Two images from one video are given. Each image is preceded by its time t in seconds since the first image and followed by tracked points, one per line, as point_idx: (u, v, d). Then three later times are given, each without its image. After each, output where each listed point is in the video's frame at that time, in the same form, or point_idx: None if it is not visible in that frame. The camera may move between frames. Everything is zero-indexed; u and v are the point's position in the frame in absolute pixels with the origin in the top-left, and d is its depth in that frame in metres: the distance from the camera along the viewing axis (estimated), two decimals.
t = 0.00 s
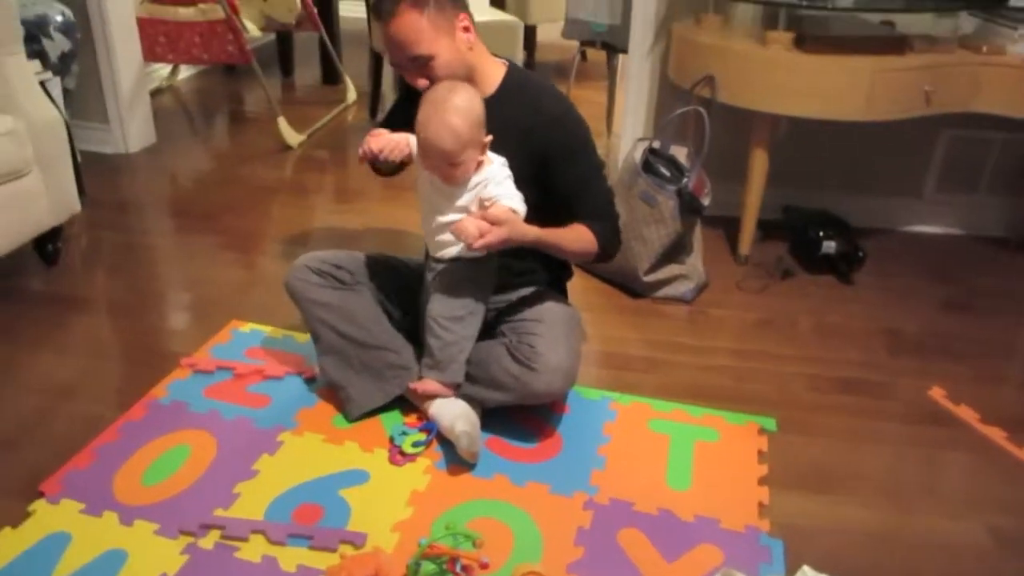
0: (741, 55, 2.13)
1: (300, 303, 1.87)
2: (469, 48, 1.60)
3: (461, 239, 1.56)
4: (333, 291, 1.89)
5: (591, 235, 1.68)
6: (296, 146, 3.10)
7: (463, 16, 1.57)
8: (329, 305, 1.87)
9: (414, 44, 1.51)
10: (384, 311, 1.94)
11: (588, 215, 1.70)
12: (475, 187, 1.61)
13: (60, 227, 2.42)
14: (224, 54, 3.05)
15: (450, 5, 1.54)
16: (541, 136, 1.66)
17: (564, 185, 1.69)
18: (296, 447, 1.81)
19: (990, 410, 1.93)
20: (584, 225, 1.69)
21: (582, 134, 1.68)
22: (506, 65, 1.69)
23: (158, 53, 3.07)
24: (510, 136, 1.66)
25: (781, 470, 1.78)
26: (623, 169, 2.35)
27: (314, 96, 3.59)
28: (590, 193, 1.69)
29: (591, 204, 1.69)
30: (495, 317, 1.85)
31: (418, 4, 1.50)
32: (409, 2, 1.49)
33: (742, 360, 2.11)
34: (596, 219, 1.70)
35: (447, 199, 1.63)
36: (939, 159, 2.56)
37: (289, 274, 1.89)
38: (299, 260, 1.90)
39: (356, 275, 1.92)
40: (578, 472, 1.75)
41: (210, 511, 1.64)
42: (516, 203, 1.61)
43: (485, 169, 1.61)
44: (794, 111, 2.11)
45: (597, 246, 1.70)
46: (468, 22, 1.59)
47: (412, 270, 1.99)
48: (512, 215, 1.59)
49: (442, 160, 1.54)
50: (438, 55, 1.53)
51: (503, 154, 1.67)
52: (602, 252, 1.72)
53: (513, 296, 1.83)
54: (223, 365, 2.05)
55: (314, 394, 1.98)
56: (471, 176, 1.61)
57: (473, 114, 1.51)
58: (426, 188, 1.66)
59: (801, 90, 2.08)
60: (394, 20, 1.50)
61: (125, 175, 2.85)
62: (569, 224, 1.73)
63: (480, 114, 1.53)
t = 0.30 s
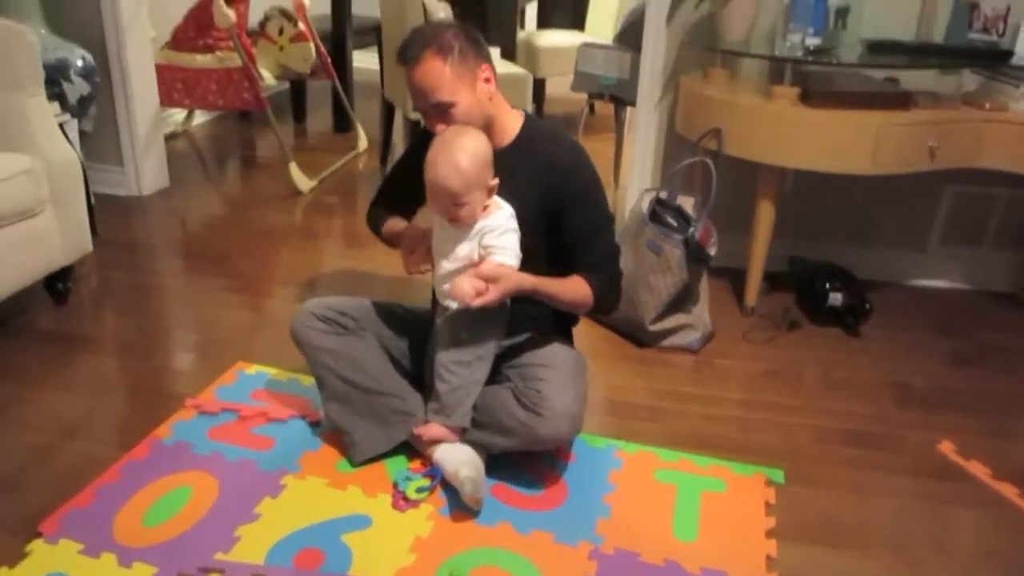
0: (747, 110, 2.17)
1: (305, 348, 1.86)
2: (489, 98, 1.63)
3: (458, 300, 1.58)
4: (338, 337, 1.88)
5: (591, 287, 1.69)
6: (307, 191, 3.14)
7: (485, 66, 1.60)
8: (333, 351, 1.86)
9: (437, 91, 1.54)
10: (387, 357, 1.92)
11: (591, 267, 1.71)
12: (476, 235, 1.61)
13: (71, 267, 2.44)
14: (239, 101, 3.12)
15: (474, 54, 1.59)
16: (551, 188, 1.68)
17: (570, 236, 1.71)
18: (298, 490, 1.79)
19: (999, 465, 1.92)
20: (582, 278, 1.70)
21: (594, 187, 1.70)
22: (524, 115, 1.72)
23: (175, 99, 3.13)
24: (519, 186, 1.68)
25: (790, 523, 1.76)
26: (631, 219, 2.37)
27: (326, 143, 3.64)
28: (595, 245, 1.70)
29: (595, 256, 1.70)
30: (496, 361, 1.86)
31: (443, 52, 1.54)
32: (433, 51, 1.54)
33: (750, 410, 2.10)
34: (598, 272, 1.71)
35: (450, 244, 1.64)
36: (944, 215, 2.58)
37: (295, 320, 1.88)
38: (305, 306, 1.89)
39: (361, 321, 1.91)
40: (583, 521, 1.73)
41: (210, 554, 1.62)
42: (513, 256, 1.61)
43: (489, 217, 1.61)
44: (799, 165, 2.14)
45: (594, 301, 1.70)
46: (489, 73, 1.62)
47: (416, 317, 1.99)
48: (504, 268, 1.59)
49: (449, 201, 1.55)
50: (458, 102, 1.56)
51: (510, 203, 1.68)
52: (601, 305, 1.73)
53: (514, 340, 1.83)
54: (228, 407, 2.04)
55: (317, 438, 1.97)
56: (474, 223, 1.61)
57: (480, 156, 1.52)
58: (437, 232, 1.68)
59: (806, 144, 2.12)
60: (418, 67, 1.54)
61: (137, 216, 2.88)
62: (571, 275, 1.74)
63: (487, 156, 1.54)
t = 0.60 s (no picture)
0: (756, 167, 2.21)
1: (315, 399, 1.84)
2: (509, 148, 1.65)
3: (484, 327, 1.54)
4: (349, 388, 1.86)
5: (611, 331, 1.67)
6: (318, 244, 3.17)
7: (506, 116, 1.63)
8: (344, 401, 1.85)
9: (457, 138, 1.57)
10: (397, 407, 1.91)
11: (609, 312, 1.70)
12: (493, 280, 1.62)
13: (83, 318, 2.46)
14: (254, 156, 3.17)
15: (497, 105, 1.62)
16: (567, 237, 1.70)
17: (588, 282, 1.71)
18: (306, 543, 1.77)
19: (1016, 526, 1.90)
20: (602, 322, 1.68)
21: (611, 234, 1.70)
22: (541, 167, 1.75)
23: (191, 154, 3.16)
24: (537, 234, 1.69)
25: None
26: (641, 273, 2.40)
27: (337, 198, 3.69)
28: (612, 291, 1.69)
29: (613, 301, 1.69)
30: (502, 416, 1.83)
31: (465, 102, 1.58)
32: (454, 100, 1.57)
33: (763, 467, 2.08)
34: (618, 317, 1.69)
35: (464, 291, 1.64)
36: (953, 273, 2.60)
37: (306, 370, 1.88)
38: (316, 356, 1.90)
39: (371, 372, 1.91)
40: None
41: None
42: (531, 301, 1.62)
43: (505, 264, 1.63)
44: (809, 220, 2.16)
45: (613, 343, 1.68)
46: (509, 122, 1.64)
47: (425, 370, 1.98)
48: (526, 305, 1.59)
49: (464, 245, 1.56)
50: (478, 151, 1.58)
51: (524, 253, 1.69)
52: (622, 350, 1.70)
53: (522, 396, 1.82)
54: (236, 458, 2.03)
55: (325, 490, 1.95)
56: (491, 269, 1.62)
57: (496, 202, 1.55)
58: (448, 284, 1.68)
59: (814, 200, 2.14)
60: (441, 115, 1.57)
61: (150, 268, 2.90)
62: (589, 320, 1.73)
63: (501, 201, 1.56)
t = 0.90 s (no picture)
0: (763, 188, 2.22)
1: (324, 426, 1.84)
2: (521, 176, 1.65)
3: (480, 372, 1.50)
4: (357, 416, 1.86)
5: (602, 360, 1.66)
6: (325, 270, 3.18)
7: (521, 145, 1.63)
8: (353, 429, 1.84)
9: (475, 162, 1.56)
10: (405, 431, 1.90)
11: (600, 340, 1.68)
12: (488, 305, 1.56)
13: (92, 349, 2.46)
14: (261, 184, 3.19)
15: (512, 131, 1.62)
16: (565, 264, 1.69)
17: (580, 311, 1.69)
18: (317, 571, 1.76)
19: None
20: (591, 349, 1.67)
21: (607, 262, 1.70)
22: (540, 194, 1.74)
23: (198, 183, 3.19)
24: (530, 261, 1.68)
25: None
26: (647, 294, 2.39)
27: (344, 224, 3.71)
28: (603, 319, 1.69)
29: (607, 331, 1.68)
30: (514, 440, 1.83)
31: (484, 126, 1.57)
32: (475, 124, 1.56)
33: (775, 489, 2.07)
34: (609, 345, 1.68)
35: (459, 319, 1.57)
36: (961, 292, 2.60)
37: (314, 397, 1.87)
38: (325, 383, 1.89)
39: (378, 400, 1.90)
40: None
41: None
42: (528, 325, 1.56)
43: (501, 287, 1.57)
44: (815, 240, 2.17)
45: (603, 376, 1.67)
46: (522, 153, 1.65)
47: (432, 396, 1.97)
48: (523, 337, 1.55)
49: (471, 263, 1.51)
50: (495, 176, 1.58)
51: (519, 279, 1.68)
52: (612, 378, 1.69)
53: (534, 418, 1.81)
54: (246, 487, 2.03)
55: (336, 517, 1.95)
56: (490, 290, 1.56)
57: (508, 221, 1.52)
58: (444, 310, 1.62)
59: (820, 220, 2.15)
60: (456, 138, 1.56)
61: (158, 298, 2.91)
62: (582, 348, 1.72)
63: (512, 224, 1.53)
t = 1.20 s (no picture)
0: (762, 200, 2.23)
1: (321, 444, 1.83)
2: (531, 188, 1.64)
3: (471, 392, 1.49)
4: (355, 433, 1.85)
5: (592, 374, 1.65)
6: (325, 282, 3.18)
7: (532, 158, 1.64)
8: (352, 446, 1.84)
9: (492, 166, 1.55)
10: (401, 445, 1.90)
11: (592, 353, 1.68)
12: (476, 329, 1.57)
13: (93, 364, 2.46)
14: (261, 197, 3.20)
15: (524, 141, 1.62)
16: (556, 277, 1.68)
17: (573, 324, 1.69)
18: None
19: None
20: (583, 364, 1.66)
21: (600, 272, 1.69)
22: (534, 206, 1.73)
23: (199, 197, 3.20)
24: (519, 280, 1.68)
25: None
26: (648, 306, 2.39)
27: (343, 237, 3.71)
28: (595, 331, 1.68)
29: (598, 343, 1.68)
30: (515, 455, 1.84)
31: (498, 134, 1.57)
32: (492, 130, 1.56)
33: (778, 500, 2.07)
34: (600, 358, 1.67)
35: (451, 345, 1.58)
36: (961, 302, 2.60)
37: (312, 415, 1.85)
38: (321, 401, 1.87)
39: (375, 418, 1.87)
40: None
41: None
42: (517, 344, 1.57)
43: (488, 310, 1.57)
44: (814, 251, 2.18)
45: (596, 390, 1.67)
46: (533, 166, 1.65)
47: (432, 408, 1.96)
48: (513, 356, 1.55)
49: (446, 288, 1.50)
50: (511, 182, 1.57)
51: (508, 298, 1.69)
52: (604, 391, 1.68)
53: (531, 432, 1.83)
54: (248, 500, 2.02)
55: (338, 531, 1.94)
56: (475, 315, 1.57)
57: (481, 242, 1.52)
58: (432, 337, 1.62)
59: (820, 229, 2.16)
60: (470, 145, 1.55)
61: (158, 312, 2.91)
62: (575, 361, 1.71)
63: (484, 243, 1.53)
